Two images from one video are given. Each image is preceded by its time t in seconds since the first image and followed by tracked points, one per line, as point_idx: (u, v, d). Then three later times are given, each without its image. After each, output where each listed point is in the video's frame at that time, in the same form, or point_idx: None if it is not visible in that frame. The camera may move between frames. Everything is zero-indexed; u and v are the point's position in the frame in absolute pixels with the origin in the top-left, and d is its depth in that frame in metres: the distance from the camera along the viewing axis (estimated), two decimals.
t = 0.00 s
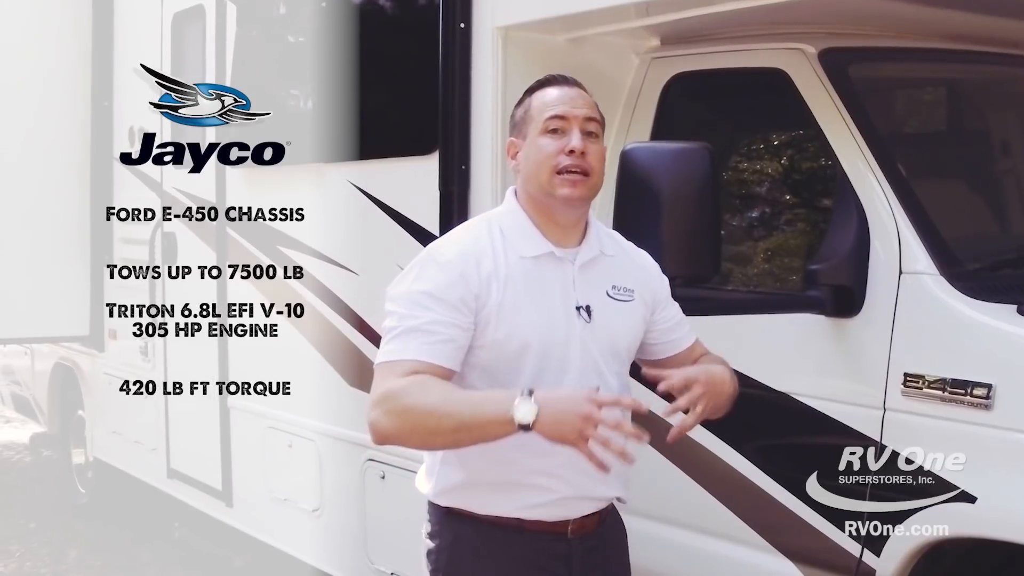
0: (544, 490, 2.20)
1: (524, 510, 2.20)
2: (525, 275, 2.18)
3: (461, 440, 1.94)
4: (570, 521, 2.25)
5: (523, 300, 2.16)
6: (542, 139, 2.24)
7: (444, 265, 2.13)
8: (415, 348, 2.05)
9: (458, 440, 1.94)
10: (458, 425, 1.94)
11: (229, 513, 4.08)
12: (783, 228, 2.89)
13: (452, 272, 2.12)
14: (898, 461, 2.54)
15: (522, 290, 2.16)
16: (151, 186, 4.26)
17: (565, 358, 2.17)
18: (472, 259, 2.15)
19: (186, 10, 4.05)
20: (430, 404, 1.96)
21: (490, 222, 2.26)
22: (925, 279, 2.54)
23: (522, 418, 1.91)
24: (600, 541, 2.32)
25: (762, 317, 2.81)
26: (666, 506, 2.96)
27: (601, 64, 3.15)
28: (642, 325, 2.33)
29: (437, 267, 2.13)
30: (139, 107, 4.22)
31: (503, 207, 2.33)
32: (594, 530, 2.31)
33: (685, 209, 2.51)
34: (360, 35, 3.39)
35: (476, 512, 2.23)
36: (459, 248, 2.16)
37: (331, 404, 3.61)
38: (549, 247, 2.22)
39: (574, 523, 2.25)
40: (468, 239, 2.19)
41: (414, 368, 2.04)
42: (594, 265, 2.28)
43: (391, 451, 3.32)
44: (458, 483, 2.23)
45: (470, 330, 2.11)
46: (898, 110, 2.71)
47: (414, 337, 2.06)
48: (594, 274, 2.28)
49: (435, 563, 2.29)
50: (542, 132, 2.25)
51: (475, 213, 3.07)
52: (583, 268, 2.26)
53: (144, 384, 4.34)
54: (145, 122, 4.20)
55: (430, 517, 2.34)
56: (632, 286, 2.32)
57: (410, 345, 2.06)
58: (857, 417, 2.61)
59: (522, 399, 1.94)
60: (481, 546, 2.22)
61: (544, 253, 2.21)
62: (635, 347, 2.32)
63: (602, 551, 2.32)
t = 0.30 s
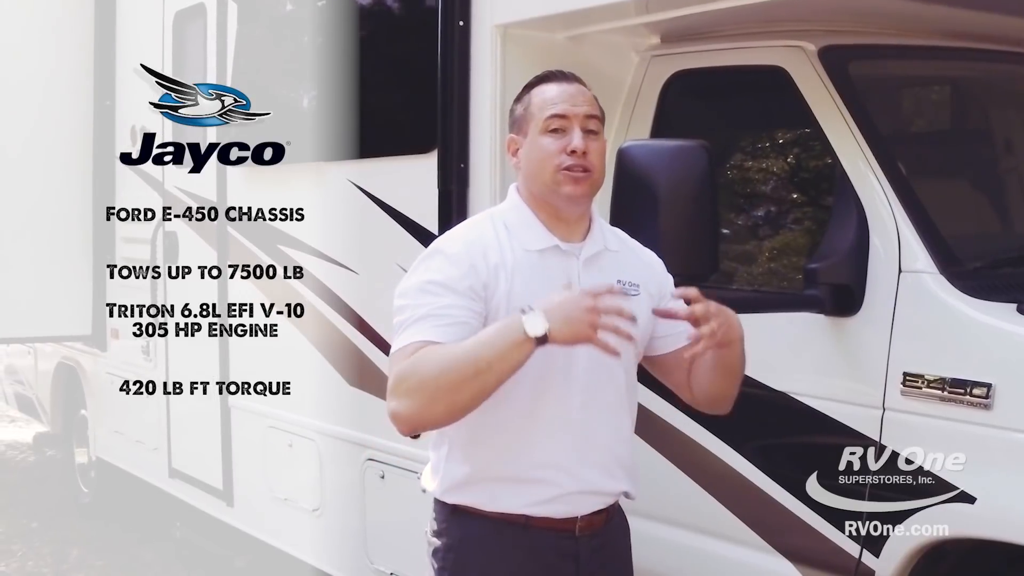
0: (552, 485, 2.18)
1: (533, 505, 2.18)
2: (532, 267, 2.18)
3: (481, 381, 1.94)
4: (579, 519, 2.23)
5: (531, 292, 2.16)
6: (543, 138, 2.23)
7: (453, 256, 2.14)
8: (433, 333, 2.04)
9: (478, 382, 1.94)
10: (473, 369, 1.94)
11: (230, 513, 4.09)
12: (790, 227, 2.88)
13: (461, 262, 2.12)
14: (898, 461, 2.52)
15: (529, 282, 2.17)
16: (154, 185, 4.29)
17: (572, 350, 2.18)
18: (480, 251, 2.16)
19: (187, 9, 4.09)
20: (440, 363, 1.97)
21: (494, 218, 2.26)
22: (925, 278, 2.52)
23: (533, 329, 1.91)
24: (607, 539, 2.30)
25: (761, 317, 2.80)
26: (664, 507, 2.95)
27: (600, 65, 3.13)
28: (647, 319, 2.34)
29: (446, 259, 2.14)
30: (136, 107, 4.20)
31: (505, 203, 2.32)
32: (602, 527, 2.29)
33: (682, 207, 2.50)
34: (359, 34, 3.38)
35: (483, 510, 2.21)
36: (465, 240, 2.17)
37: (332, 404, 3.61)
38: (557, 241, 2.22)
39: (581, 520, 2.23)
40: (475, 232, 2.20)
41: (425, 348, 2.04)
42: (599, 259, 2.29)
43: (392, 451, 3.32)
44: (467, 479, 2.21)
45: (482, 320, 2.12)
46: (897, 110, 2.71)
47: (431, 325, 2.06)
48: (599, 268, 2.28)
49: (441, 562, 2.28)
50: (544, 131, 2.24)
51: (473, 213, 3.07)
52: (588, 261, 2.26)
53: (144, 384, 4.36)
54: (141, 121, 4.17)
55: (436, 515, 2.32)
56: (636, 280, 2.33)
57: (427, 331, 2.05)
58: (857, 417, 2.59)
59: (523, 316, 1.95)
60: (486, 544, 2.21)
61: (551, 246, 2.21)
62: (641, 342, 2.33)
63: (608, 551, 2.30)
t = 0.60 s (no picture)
0: (548, 484, 2.17)
1: (528, 502, 2.18)
2: (531, 265, 2.14)
3: (469, 426, 1.96)
4: (577, 517, 2.22)
5: (531, 292, 2.12)
6: (540, 139, 2.21)
7: (450, 258, 2.12)
8: (427, 344, 2.06)
9: (467, 426, 1.96)
10: (462, 415, 1.95)
11: (232, 512, 4.09)
12: (798, 226, 2.86)
13: (456, 264, 2.11)
14: (898, 461, 2.51)
15: (528, 282, 2.12)
16: (156, 184, 4.28)
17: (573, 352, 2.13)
18: (476, 250, 2.14)
19: (189, 7, 4.06)
20: (433, 399, 1.98)
21: (497, 217, 2.23)
22: (925, 277, 2.51)
23: (515, 395, 1.90)
24: (608, 538, 2.29)
25: (760, 316, 2.78)
26: (663, 507, 2.94)
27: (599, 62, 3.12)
28: (656, 319, 2.27)
29: (443, 261, 2.13)
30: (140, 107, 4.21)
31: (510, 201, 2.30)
32: (602, 527, 2.27)
33: (680, 206, 2.49)
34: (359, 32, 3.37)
35: (480, 504, 2.21)
36: (462, 240, 2.15)
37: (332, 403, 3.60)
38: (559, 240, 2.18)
39: (579, 518, 2.22)
40: (474, 231, 2.18)
41: (433, 364, 2.05)
42: (605, 259, 2.23)
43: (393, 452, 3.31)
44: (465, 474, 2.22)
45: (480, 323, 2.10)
46: (898, 108, 2.69)
47: (426, 332, 2.07)
48: (606, 267, 2.22)
49: (440, 555, 2.28)
50: (541, 131, 2.22)
51: (472, 212, 3.07)
52: (594, 260, 2.21)
53: (146, 384, 4.37)
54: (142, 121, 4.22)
55: (437, 508, 2.33)
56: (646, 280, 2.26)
57: (422, 341, 2.07)
58: (857, 417, 2.58)
59: (507, 376, 1.92)
60: (482, 540, 2.21)
61: (553, 245, 2.17)
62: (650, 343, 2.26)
63: (608, 550, 2.29)
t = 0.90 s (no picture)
0: (538, 488, 2.16)
1: (520, 505, 2.17)
2: (524, 272, 2.13)
3: (474, 458, 2.04)
4: (570, 520, 2.19)
5: (521, 300, 2.11)
6: (542, 141, 2.19)
7: (441, 265, 2.13)
8: (413, 357, 2.09)
9: (471, 457, 2.04)
10: (470, 447, 2.02)
11: (233, 513, 4.10)
12: (805, 226, 2.84)
13: (445, 273, 2.11)
14: (898, 461, 2.50)
15: (519, 290, 2.11)
16: (159, 185, 4.30)
17: (564, 359, 2.11)
18: (468, 256, 2.13)
19: (192, 7, 4.11)
20: (441, 425, 2.03)
21: (498, 219, 2.22)
22: (925, 278, 2.50)
23: (527, 442, 1.98)
24: (608, 545, 2.25)
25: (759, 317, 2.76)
26: (662, 508, 2.93)
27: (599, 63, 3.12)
28: (658, 325, 2.22)
29: (434, 268, 2.13)
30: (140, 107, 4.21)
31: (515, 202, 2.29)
32: (598, 532, 2.23)
33: (681, 207, 2.48)
34: (359, 32, 3.37)
35: (474, 505, 2.21)
36: (454, 246, 2.15)
37: (333, 404, 3.61)
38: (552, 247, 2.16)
39: (573, 522, 2.20)
40: (471, 235, 2.18)
41: (420, 380, 2.10)
42: (603, 264, 2.19)
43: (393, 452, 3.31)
44: (460, 477, 2.22)
45: (468, 332, 2.11)
46: (898, 108, 2.68)
47: (413, 344, 2.10)
48: (605, 274, 2.18)
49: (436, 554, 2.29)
50: (543, 133, 2.19)
51: (471, 213, 3.07)
52: (592, 266, 2.18)
53: (147, 384, 4.40)
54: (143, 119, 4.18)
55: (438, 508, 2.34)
56: (649, 285, 2.21)
57: (408, 353, 2.10)
58: (857, 418, 2.57)
59: (527, 421, 2.00)
60: (475, 540, 2.20)
61: (547, 252, 2.15)
62: (650, 348, 2.22)
63: (607, 557, 2.25)
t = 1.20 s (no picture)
0: (535, 489, 2.16)
1: (516, 506, 2.17)
2: (519, 272, 2.12)
3: (461, 457, 2.04)
4: (567, 522, 2.19)
5: (516, 300, 2.10)
6: (537, 141, 2.18)
7: (435, 264, 2.13)
8: (405, 354, 2.09)
9: (458, 457, 2.04)
10: (457, 446, 2.02)
11: (234, 513, 4.10)
12: (809, 225, 2.83)
13: (440, 272, 2.11)
14: (899, 461, 2.49)
15: (515, 289, 2.11)
16: (160, 185, 4.29)
17: (561, 359, 2.11)
18: (462, 255, 2.13)
19: (193, 7, 4.11)
20: (430, 424, 2.03)
21: (494, 219, 2.22)
22: (924, 278, 2.48)
23: (515, 446, 1.98)
24: (607, 547, 2.24)
25: (757, 317, 2.75)
26: (661, 508, 2.93)
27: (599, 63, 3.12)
28: (658, 325, 2.21)
29: (428, 267, 2.13)
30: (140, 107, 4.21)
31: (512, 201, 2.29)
32: (598, 533, 2.22)
33: (681, 206, 2.47)
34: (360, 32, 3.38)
35: (472, 505, 2.21)
36: (449, 246, 2.14)
37: (333, 404, 3.61)
38: (548, 246, 2.15)
39: (571, 523, 2.19)
40: (466, 234, 2.17)
41: (413, 377, 2.09)
42: (601, 264, 2.18)
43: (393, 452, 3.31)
44: (457, 477, 2.21)
45: (462, 331, 2.10)
46: (898, 106, 2.67)
47: (405, 341, 2.10)
48: (602, 273, 2.18)
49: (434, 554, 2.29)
50: (539, 133, 2.18)
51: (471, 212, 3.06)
52: (589, 265, 2.17)
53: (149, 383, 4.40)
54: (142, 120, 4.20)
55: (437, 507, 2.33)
56: (647, 285, 2.20)
57: (401, 351, 2.09)
58: (857, 418, 2.56)
59: (515, 425, 2.00)
60: (473, 540, 2.20)
61: (542, 252, 2.14)
62: (649, 348, 2.21)
63: (605, 558, 2.24)
